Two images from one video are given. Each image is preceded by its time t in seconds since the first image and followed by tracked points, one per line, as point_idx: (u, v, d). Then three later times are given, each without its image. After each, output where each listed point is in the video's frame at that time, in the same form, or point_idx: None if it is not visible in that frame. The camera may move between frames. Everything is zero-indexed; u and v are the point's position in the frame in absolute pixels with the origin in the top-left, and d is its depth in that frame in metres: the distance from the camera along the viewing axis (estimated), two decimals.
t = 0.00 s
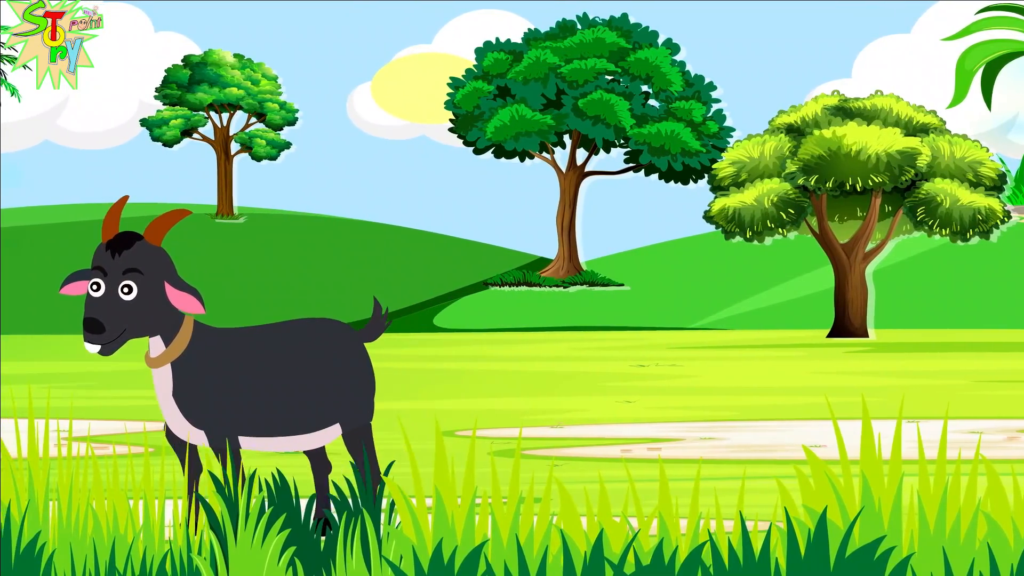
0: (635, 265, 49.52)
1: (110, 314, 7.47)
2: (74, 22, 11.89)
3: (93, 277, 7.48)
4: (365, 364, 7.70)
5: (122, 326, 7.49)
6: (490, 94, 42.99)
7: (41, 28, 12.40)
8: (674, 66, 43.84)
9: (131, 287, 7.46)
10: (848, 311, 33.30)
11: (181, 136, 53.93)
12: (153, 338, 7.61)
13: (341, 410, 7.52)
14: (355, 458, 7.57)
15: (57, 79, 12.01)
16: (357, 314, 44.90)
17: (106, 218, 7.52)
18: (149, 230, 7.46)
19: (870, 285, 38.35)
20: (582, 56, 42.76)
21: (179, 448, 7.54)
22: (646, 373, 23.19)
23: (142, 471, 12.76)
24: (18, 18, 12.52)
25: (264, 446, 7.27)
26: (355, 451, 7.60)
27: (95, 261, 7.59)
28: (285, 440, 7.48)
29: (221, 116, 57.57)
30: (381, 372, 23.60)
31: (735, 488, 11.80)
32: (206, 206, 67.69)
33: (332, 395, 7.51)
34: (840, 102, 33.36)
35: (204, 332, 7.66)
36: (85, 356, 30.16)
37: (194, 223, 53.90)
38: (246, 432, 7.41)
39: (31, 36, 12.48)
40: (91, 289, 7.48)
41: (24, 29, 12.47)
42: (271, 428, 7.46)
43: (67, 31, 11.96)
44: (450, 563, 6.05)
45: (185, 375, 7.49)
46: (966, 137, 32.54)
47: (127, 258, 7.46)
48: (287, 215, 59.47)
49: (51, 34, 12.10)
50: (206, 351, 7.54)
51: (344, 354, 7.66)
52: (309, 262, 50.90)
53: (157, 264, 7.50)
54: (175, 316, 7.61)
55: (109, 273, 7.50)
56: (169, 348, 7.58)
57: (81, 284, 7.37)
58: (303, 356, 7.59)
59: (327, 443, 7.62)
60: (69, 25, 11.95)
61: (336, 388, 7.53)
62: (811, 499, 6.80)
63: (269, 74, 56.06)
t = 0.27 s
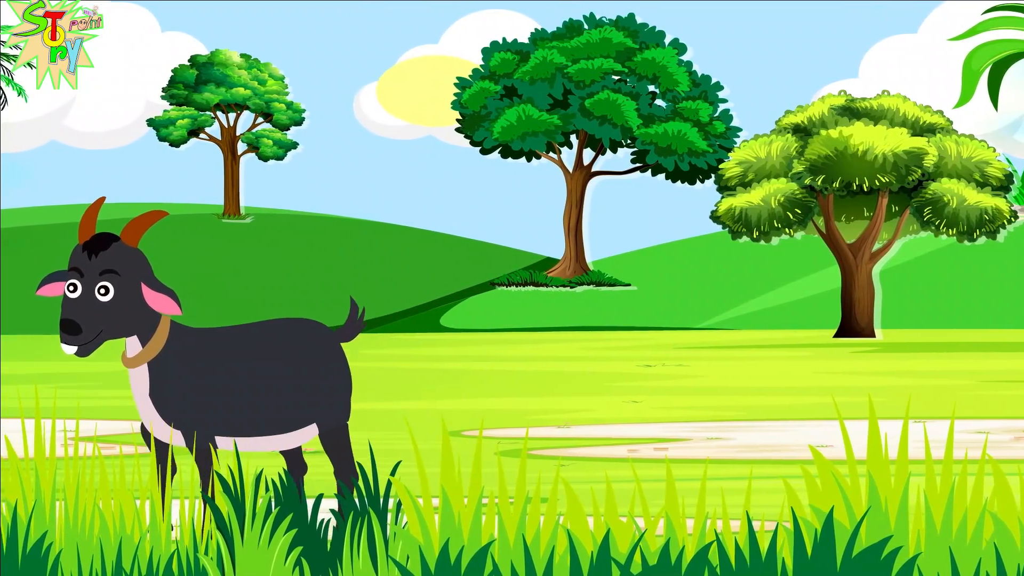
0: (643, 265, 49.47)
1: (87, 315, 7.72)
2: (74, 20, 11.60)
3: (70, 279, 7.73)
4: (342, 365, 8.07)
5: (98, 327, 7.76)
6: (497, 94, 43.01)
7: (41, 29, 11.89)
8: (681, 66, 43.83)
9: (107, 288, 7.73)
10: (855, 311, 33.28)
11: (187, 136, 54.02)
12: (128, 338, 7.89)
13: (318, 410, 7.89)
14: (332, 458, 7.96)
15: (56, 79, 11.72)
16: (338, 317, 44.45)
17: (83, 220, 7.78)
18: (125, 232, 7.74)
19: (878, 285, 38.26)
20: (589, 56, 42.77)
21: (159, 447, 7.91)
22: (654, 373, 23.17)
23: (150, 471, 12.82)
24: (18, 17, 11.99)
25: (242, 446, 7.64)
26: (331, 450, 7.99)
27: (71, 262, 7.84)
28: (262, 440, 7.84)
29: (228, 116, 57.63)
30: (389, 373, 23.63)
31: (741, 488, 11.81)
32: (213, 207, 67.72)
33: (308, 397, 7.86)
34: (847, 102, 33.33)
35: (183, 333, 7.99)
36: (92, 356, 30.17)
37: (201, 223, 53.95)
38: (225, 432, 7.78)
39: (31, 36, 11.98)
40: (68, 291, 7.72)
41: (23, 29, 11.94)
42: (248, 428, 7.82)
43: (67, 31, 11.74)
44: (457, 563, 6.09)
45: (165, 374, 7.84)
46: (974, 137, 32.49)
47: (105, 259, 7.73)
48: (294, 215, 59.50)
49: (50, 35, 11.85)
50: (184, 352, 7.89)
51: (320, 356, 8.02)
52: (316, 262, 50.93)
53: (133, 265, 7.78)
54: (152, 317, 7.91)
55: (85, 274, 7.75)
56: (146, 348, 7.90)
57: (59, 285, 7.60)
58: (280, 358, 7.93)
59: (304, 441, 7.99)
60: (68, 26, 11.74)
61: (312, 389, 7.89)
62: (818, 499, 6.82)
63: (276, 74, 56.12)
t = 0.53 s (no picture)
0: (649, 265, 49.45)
1: (63, 316, 7.66)
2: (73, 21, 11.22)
3: (46, 280, 7.67)
4: (318, 366, 8.03)
5: (75, 328, 7.70)
6: (504, 94, 43.02)
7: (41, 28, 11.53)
8: (688, 66, 43.85)
9: (84, 289, 7.65)
10: (862, 311, 33.26)
11: (194, 137, 54.09)
12: (105, 339, 7.84)
13: (296, 411, 7.85)
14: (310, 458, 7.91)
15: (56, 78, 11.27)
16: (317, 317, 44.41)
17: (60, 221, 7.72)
18: (101, 233, 7.66)
19: (885, 285, 38.21)
20: (596, 56, 42.79)
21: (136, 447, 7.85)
22: (661, 373, 23.16)
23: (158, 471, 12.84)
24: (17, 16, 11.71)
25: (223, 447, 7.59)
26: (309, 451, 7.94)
27: (48, 263, 7.77)
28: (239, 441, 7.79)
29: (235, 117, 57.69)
30: (395, 373, 23.64)
31: (748, 488, 11.83)
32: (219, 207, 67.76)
33: (284, 397, 7.83)
34: (854, 102, 33.31)
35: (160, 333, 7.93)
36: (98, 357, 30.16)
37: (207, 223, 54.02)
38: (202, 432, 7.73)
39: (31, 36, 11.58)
40: (44, 292, 7.67)
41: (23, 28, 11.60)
42: (227, 429, 7.78)
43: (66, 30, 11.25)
44: (464, 563, 6.11)
45: (142, 374, 7.79)
46: (980, 137, 32.47)
47: (81, 260, 7.66)
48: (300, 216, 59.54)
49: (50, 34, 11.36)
50: (162, 352, 7.83)
51: (297, 357, 7.99)
52: (323, 262, 50.99)
53: (110, 266, 7.70)
54: (128, 318, 7.85)
55: (62, 275, 7.68)
56: (123, 348, 7.84)
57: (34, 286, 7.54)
58: (258, 357, 7.91)
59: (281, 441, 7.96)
60: (67, 25, 11.28)
61: (289, 390, 7.85)
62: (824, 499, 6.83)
63: (283, 74, 56.20)
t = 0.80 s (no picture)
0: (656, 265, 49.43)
1: (40, 315, 7.74)
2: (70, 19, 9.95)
3: (23, 279, 7.72)
4: (294, 366, 8.30)
5: (52, 326, 7.78)
6: (511, 94, 43.02)
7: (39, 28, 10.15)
8: (695, 66, 43.83)
9: (61, 288, 7.74)
10: (868, 311, 33.24)
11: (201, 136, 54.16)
12: (82, 338, 7.96)
13: (274, 412, 8.14)
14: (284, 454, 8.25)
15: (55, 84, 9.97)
16: (293, 319, 44.62)
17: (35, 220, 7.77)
18: (77, 233, 7.76)
19: (892, 285, 38.16)
20: (603, 56, 42.79)
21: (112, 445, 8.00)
22: (668, 373, 23.17)
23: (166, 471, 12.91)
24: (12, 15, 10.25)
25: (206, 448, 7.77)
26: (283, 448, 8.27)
27: (24, 262, 7.84)
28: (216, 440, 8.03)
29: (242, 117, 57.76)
30: (402, 373, 23.67)
31: (755, 488, 11.85)
32: (226, 207, 67.85)
33: (262, 398, 8.09)
34: (861, 102, 33.29)
35: (137, 334, 8.07)
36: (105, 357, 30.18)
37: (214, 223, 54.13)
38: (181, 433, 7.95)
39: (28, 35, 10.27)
40: (21, 291, 7.73)
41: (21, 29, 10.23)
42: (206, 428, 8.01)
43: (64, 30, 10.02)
44: (471, 563, 6.12)
45: (121, 375, 7.94)
46: (987, 137, 32.44)
47: (57, 260, 7.74)
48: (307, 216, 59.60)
49: (52, 36, 10.08)
50: (141, 352, 7.98)
51: (275, 357, 8.25)
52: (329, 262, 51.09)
53: (86, 265, 7.79)
54: (105, 317, 7.98)
55: (39, 274, 7.75)
56: (100, 347, 7.97)
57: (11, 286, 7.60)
58: (237, 359, 8.13)
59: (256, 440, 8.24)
60: (68, 26, 9.99)
61: (267, 391, 8.12)
62: (832, 499, 6.83)
63: (290, 74, 56.27)
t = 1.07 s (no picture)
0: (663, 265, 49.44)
1: (17, 314, 7.70)
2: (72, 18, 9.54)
3: None
4: (270, 363, 8.15)
5: (29, 326, 7.75)
6: (518, 94, 43.06)
7: (41, 27, 9.66)
8: (701, 66, 43.83)
9: (38, 287, 7.71)
10: (875, 311, 33.22)
11: (207, 137, 54.23)
12: (59, 339, 7.90)
13: (250, 410, 7.95)
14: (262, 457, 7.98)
15: (55, 85, 9.52)
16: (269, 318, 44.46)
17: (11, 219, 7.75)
18: (55, 232, 7.75)
19: (898, 285, 38.16)
20: (610, 56, 42.80)
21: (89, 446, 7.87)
22: (675, 373, 23.18)
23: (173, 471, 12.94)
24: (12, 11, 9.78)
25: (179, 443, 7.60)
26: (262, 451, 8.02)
27: None
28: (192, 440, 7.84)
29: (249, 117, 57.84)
30: (410, 373, 23.68)
31: (762, 488, 11.85)
32: (232, 206, 67.92)
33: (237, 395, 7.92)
34: (867, 102, 33.26)
35: (113, 332, 8.00)
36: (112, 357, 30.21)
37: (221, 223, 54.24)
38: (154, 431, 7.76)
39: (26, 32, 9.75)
40: None
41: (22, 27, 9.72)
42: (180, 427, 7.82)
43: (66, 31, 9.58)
44: (477, 563, 6.13)
45: (98, 374, 7.86)
46: (994, 137, 32.40)
47: (33, 258, 7.70)
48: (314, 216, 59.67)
49: (52, 36, 9.60)
50: (117, 350, 7.91)
51: (253, 356, 8.11)
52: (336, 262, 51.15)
53: (63, 264, 7.76)
54: (81, 318, 7.91)
55: (14, 273, 7.72)
56: (76, 347, 7.90)
57: None
58: (213, 357, 8.00)
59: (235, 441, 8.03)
60: (69, 26, 9.55)
61: (244, 388, 7.96)
62: (838, 498, 6.83)
63: (296, 74, 56.34)
